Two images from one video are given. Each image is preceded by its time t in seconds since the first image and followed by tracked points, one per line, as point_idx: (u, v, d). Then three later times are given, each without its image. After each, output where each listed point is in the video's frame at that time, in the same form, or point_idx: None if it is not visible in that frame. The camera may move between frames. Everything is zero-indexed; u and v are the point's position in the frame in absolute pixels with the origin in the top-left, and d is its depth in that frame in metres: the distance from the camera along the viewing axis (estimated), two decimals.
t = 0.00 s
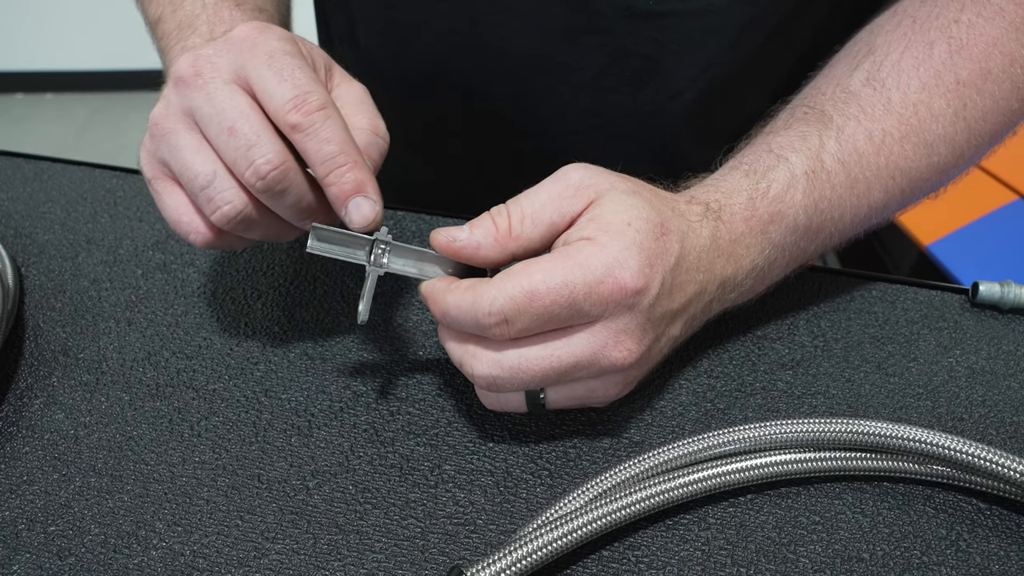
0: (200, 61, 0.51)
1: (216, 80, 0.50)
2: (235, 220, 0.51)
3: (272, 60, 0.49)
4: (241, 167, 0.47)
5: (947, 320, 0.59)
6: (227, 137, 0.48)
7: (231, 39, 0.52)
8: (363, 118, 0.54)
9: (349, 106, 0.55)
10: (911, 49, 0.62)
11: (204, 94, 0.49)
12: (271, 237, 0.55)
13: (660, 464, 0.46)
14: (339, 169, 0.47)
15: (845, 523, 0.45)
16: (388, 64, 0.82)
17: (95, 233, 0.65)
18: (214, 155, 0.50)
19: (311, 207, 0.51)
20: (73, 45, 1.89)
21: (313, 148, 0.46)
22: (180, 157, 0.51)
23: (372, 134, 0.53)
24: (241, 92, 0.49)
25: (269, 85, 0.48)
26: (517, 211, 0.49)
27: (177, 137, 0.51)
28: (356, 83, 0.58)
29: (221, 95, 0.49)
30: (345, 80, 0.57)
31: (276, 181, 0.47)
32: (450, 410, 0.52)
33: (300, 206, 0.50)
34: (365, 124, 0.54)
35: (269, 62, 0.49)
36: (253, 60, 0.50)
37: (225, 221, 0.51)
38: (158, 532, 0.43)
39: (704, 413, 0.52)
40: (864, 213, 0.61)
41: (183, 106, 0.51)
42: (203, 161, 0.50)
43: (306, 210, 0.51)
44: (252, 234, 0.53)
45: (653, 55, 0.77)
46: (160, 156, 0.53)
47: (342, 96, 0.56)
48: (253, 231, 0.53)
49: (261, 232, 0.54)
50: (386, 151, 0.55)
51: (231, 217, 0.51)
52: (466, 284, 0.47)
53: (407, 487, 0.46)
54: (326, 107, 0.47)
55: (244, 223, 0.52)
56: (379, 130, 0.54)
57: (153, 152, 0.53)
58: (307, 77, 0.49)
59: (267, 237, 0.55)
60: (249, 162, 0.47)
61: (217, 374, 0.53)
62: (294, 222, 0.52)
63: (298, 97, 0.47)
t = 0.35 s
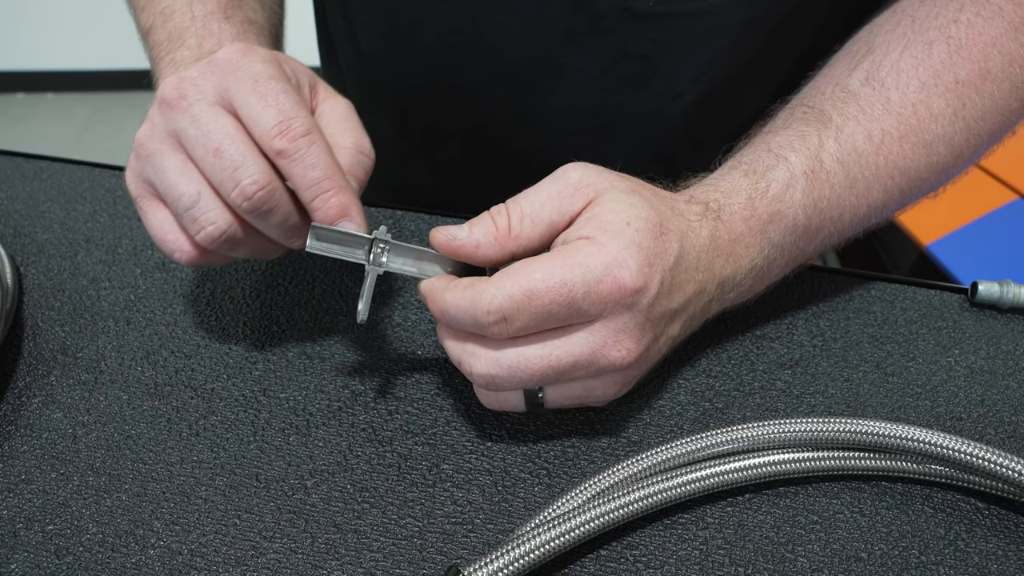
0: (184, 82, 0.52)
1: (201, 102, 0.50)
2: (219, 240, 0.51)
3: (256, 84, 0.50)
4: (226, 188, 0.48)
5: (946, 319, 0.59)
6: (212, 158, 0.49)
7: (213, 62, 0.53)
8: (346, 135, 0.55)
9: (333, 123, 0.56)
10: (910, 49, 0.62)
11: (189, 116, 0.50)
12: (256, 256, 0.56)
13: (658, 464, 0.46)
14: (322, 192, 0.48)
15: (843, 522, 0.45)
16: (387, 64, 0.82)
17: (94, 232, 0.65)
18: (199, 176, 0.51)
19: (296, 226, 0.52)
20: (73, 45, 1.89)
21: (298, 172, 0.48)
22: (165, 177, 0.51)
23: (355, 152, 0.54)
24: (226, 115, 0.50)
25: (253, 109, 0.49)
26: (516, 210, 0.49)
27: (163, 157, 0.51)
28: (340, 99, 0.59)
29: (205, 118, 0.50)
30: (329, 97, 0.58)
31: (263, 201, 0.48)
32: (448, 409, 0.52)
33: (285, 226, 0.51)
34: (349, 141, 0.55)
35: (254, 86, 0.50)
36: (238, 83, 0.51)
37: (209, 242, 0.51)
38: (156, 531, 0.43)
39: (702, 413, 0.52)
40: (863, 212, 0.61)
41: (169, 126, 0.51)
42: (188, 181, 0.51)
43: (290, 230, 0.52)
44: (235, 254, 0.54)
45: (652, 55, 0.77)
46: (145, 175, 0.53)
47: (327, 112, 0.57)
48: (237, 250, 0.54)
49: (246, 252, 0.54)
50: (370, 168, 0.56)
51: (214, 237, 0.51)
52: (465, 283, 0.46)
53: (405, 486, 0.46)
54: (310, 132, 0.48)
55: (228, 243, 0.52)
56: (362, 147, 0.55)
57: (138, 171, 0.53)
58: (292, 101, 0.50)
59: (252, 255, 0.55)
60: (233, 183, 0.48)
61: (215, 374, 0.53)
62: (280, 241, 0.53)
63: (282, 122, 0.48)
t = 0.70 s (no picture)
0: (156, 90, 0.51)
1: (172, 111, 0.50)
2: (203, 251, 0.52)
3: (222, 91, 0.49)
4: (203, 198, 0.49)
5: (946, 319, 0.59)
6: (188, 168, 0.49)
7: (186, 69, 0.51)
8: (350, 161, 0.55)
9: (338, 148, 0.56)
10: (908, 47, 0.62)
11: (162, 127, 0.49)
12: (243, 262, 0.56)
13: (656, 462, 0.46)
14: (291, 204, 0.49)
15: (842, 522, 0.45)
16: (385, 63, 0.82)
17: (91, 231, 0.65)
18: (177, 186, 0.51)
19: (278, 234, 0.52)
20: (73, 45, 1.89)
21: (265, 186, 0.48)
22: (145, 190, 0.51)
23: (358, 178, 0.54)
24: (198, 124, 0.49)
25: (218, 118, 0.48)
26: (512, 208, 0.49)
27: (139, 167, 0.51)
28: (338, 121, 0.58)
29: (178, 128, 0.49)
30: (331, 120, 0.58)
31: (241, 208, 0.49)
32: (446, 408, 0.52)
33: (265, 235, 0.52)
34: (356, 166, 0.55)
35: (220, 94, 0.49)
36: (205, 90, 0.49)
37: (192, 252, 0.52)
38: (153, 529, 0.43)
39: (700, 411, 0.52)
40: (861, 211, 0.61)
41: (144, 136, 0.51)
42: (168, 192, 0.50)
43: (271, 238, 0.52)
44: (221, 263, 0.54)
45: (651, 53, 0.77)
46: (126, 187, 0.53)
47: (328, 134, 0.57)
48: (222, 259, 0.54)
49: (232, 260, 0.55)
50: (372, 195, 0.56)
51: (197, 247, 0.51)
52: (463, 284, 0.46)
53: (403, 484, 0.46)
54: (277, 143, 0.48)
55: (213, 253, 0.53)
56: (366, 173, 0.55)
57: (119, 182, 0.53)
58: (258, 109, 0.49)
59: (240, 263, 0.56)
60: (209, 193, 0.48)
61: (212, 372, 0.53)
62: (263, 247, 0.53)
63: (254, 131, 0.48)
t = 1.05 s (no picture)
0: (185, 67, 0.53)
1: (193, 84, 0.51)
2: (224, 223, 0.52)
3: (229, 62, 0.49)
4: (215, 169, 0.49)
5: (942, 318, 0.59)
6: (201, 140, 0.49)
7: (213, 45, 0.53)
8: (384, 148, 0.52)
9: (372, 136, 0.54)
10: (905, 45, 0.62)
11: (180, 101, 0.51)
12: (269, 238, 0.56)
13: (652, 461, 0.46)
14: (287, 170, 0.46)
15: (837, 520, 0.45)
16: (383, 63, 0.82)
17: (89, 231, 0.65)
18: (197, 160, 0.52)
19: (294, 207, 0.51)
20: (73, 45, 1.89)
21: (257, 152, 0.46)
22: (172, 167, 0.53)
23: (391, 163, 0.52)
24: (210, 96, 0.50)
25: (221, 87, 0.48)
26: (504, 205, 0.49)
27: (168, 143, 0.53)
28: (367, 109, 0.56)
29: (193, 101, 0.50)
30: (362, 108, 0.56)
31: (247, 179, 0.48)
32: (442, 407, 0.52)
33: (277, 205, 0.50)
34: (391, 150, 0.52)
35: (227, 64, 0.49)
36: (217, 63, 0.50)
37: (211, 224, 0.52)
38: (149, 529, 0.43)
39: (697, 410, 0.52)
40: (858, 210, 0.61)
41: (173, 111, 0.53)
42: (191, 166, 0.52)
43: (285, 207, 0.51)
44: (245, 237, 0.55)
45: (649, 52, 0.77)
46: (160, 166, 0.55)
47: (360, 119, 0.55)
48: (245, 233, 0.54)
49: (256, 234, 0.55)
50: (406, 182, 0.53)
51: (220, 219, 0.52)
52: (459, 285, 0.46)
53: (399, 484, 0.46)
54: (269, 108, 0.46)
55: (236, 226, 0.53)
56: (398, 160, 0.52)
57: (153, 163, 0.55)
58: (258, 75, 0.48)
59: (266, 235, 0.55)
60: (218, 165, 0.48)
61: (209, 372, 0.53)
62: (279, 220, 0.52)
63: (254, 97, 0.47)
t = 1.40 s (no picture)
0: (171, 76, 0.53)
1: (180, 95, 0.51)
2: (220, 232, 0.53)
3: (215, 72, 0.50)
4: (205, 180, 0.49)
5: (940, 317, 0.59)
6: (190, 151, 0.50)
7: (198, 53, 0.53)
8: (374, 137, 0.52)
9: (364, 127, 0.53)
10: (904, 45, 0.62)
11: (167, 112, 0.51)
12: (265, 242, 0.56)
13: (650, 461, 0.46)
14: (275, 178, 0.46)
15: (835, 520, 0.45)
16: (382, 63, 0.82)
17: (88, 231, 0.65)
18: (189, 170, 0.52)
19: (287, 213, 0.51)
20: (73, 45, 1.89)
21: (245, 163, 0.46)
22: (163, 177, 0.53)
23: (384, 152, 0.51)
24: (197, 107, 0.50)
25: (208, 97, 0.48)
26: (504, 207, 0.49)
27: (158, 155, 0.53)
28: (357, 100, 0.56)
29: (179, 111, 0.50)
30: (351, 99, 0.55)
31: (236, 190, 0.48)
32: (441, 408, 0.52)
33: (269, 211, 0.51)
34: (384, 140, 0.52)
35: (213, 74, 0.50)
36: (205, 73, 0.50)
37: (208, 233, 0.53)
38: (148, 530, 0.43)
39: (695, 411, 0.52)
40: (857, 210, 0.61)
41: (161, 122, 0.53)
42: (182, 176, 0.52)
43: (278, 213, 0.51)
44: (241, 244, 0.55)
45: (648, 52, 0.77)
46: (153, 178, 0.55)
47: (351, 113, 0.54)
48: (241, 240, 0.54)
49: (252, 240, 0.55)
50: (401, 171, 0.53)
51: (214, 229, 0.53)
52: (457, 285, 0.46)
53: (397, 484, 0.46)
54: (254, 119, 0.46)
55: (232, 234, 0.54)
56: (392, 147, 0.52)
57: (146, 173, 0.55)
58: (242, 85, 0.48)
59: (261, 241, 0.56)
60: (209, 176, 0.49)
61: (208, 373, 0.53)
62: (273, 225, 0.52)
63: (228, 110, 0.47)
